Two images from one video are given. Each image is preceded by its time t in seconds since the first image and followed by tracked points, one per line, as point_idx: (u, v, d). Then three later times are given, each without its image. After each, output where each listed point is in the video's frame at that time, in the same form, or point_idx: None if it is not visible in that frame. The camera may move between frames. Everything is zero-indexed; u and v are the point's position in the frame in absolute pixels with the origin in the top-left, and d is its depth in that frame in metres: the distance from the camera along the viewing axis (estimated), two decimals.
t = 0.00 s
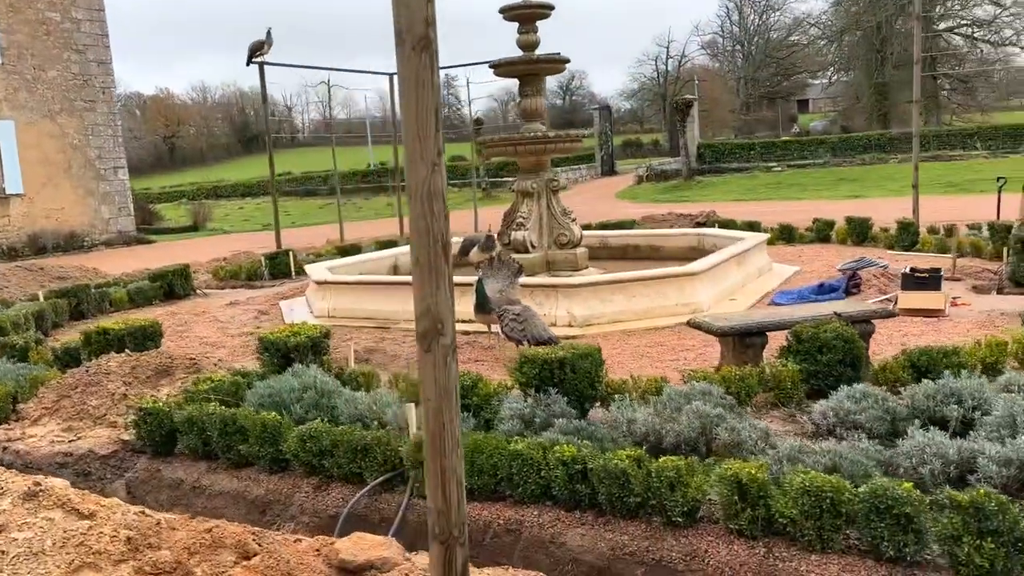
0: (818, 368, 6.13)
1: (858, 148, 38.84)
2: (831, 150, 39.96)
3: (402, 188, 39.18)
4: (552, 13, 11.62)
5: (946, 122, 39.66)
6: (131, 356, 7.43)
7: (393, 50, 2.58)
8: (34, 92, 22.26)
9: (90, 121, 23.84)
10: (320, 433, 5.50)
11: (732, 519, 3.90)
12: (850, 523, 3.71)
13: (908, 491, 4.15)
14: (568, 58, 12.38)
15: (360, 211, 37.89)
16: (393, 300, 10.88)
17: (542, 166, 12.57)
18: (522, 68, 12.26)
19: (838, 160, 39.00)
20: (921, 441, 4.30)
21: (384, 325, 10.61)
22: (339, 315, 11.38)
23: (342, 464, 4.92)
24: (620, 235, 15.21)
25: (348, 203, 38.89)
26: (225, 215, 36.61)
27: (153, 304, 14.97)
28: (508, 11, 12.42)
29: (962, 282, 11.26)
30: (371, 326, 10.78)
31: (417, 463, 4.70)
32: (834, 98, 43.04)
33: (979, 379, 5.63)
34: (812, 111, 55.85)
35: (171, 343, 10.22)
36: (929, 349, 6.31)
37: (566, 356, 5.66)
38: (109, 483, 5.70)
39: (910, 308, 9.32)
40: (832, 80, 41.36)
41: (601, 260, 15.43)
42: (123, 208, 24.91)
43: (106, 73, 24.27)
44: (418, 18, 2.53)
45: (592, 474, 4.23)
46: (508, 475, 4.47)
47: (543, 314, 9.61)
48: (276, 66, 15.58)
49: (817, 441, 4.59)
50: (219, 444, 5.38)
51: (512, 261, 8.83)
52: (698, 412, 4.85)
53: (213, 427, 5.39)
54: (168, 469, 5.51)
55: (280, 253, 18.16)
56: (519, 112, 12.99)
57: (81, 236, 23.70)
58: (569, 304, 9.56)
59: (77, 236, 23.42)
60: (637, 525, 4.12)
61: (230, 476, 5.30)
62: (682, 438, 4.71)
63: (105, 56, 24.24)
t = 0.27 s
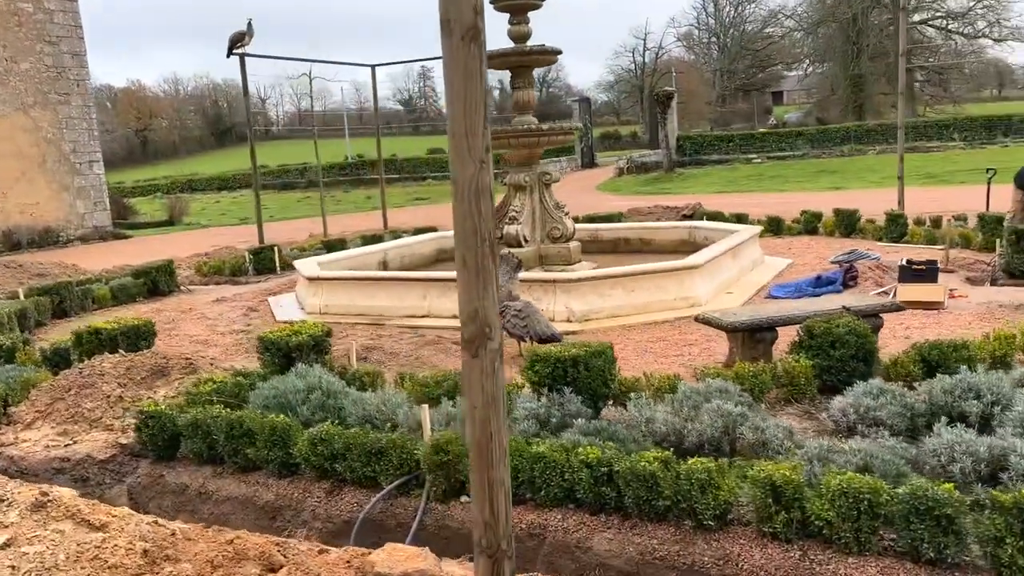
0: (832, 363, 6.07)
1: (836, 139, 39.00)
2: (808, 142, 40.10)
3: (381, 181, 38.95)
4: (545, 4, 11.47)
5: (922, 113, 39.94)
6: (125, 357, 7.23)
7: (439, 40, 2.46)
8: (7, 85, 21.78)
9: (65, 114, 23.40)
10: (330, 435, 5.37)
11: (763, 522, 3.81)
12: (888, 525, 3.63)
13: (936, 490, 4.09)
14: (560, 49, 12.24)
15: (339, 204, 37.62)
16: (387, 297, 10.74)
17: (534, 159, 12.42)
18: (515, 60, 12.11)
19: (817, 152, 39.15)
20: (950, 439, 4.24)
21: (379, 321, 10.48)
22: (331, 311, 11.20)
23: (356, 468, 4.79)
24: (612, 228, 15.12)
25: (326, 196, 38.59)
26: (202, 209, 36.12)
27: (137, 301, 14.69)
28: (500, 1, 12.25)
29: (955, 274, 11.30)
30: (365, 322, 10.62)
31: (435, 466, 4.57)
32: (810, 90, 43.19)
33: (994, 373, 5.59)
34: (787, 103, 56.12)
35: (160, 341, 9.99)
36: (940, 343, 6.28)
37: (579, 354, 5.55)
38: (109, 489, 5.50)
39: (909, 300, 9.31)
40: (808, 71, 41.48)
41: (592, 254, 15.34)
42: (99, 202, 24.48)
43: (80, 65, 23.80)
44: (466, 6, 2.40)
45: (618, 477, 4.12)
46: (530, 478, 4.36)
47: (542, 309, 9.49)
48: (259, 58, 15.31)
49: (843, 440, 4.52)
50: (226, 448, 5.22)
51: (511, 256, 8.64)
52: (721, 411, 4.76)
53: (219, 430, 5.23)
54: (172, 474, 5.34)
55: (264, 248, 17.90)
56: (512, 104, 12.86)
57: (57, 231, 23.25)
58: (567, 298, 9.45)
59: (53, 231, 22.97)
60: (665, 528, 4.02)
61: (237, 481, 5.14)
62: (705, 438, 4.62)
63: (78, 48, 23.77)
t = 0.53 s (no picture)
0: (833, 355, 6.07)
1: (808, 132, 39.19)
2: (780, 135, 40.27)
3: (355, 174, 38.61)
4: None
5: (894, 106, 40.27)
6: (113, 354, 7.06)
7: (479, 23, 2.36)
8: None
9: (33, 106, 22.88)
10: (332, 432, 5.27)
11: (785, 516, 3.78)
12: (910, 517, 3.61)
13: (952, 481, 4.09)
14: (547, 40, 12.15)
15: (312, 197, 37.23)
16: (374, 290, 10.62)
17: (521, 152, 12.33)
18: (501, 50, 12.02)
19: (790, 144, 39.35)
20: (964, 430, 4.23)
21: (367, 315, 10.36)
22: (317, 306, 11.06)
23: (363, 465, 4.69)
24: (597, 221, 15.08)
25: (299, 188, 38.18)
26: (174, 203, 35.59)
27: (115, 296, 14.41)
28: None
29: (940, 265, 11.39)
30: (353, 316, 10.49)
31: (445, 463, 4.49)
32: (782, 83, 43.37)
33: (996, 363, 5.61)
34: (757, 96, 56.45)
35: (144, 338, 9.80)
36: (938, 335, 6.31)
37: (584, 347, 5.48)
38: (103, 489, 5.35)
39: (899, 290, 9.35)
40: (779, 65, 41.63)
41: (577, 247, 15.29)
42: (69, 196, 24.01)
43: (49, 56, 23.22)
44: None
45: (635, 472, 4.07)
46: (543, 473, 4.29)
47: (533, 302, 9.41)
48: (236, 49, 15.03)
49: (855, 432, 4.50)
50: (226, 446, 5.10)
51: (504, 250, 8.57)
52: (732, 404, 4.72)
53: (219, 428, 5.11)
54: (170, 473, 5.20)
55: (244, 242, 17.64)
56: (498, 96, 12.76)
57: (26, 226, 22.77)
58: (559, 291, 9.39)
59: (22, 226, 22.49)
60: (683, 523, 3.98)
61: (239, 480, 5.02)
62: (718, 431, 4.57)
63: (45, 39, 23.24)
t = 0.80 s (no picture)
0: (833, 352, 6.07)
1: (780, 128, 39.39)
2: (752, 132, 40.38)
3: (328, 169, 38.25)
4: None
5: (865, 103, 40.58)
6: (98, 354, 6.89)
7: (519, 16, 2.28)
8: None
9: None
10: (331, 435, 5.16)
11: (802, 517, 3.75)
12: (930, 517, 3.59)
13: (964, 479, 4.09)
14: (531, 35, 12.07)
15: (285, 192, 36.82)
16: (360, 287, 10.49)
17: (507, 148, 12.29)
18: (485, 45, 11.92)
19: (763, 141, 39.51)
20: (974, 427, 4.24)
21: (353, 313, 10.23)
22: (301, 303, 10.89)
23: (366, 468, 4.60)
24: (580, 217, 15.05)
25: (271, 183, 37.75)
26: (143, 198, 35.01)
27: (90, 294, 14.11)
28: None
29: (923, 261, 11.49)
30: (338, 314, 10.36)
31: (452, 465, 4.41)
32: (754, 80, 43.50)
33: (995, 360, 5.64)
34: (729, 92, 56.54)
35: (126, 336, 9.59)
36: (934, 332, 6.34)
37: (586, 347, 5.43)
38: (93, 493, 5.18)
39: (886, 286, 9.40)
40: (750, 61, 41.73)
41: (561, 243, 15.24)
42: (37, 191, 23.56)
43: (15, 48, 22.43)
44: None
45: (649, 473, 4.02)
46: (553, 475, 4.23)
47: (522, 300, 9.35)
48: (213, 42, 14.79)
49: (865, 430, 4.49)
50: (223, 449, 4.97)
51: (496, 249, 8.58)
52: (740, 403, 4.68)
53: (216, 431, 4.98)
54: (164, 477, 5.06)
55: (221, 238, 17.37)
56: (483, 91, 12.66)
57: None
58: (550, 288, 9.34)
59: None
60: (698, 524, 3.93)
61: (236, 484, 4.89)
62: (727, 431, 4.54)
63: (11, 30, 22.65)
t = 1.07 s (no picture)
0: (830, 351, 6.03)
1: (754, 128, 39.64)
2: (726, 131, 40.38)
3: (301, 166, 37.85)
4: None
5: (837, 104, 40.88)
6: (79, 354, 6.69)
7: None
8: None
9: None
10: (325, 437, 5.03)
11: (815, 519, 3.68)
12: (945, 519, 3.54)
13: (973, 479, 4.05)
14: (515, 32, 11.99)
15: (257, 189, 36.39)
16: (344, 285, 10.34)
17: (491, 145, 12.24)
18: (469, 41, 11.81)
19: (738, 141, 39.61)
20: (983, 427, 4.20)
21: (337, 311, 10.08)
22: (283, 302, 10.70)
23: (365, 471, 4.47)
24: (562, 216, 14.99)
25: (244, 180, 37.28)
26: (112, 195, 34.27)
27: (63, 292, 13.77)
28: None
29: (905, 259, 11.57)
30: (322, 312, 10.19)
31: (454, 468, 4.30)
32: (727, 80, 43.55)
33: (992, 358, 5.63)
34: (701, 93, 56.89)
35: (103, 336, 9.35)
36: (929, 330, 6.35)
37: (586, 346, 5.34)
38: (77, 499, 4.99)
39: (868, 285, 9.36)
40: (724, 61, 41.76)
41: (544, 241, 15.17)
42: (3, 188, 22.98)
43: None
44: None
45: (658, 476, 3.93)
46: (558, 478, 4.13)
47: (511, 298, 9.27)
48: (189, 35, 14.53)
49: (871, 430, 4.44)
50: (215, 453, 4.82)
51: (484, 247, 8.45)
52: (745, 404, 4.61)
53: (207, 434, 4.82)
54: (152, 481, 4.89)
55: (196, 236, 17.07)
56: (467, 87, 12.57)
57: None
58: (538, 286, 9.27)
59: None
60: (708, 528, 3.85)
61: (228, 488, 4.74)
62: (733, 432, 4.47)
63: None
